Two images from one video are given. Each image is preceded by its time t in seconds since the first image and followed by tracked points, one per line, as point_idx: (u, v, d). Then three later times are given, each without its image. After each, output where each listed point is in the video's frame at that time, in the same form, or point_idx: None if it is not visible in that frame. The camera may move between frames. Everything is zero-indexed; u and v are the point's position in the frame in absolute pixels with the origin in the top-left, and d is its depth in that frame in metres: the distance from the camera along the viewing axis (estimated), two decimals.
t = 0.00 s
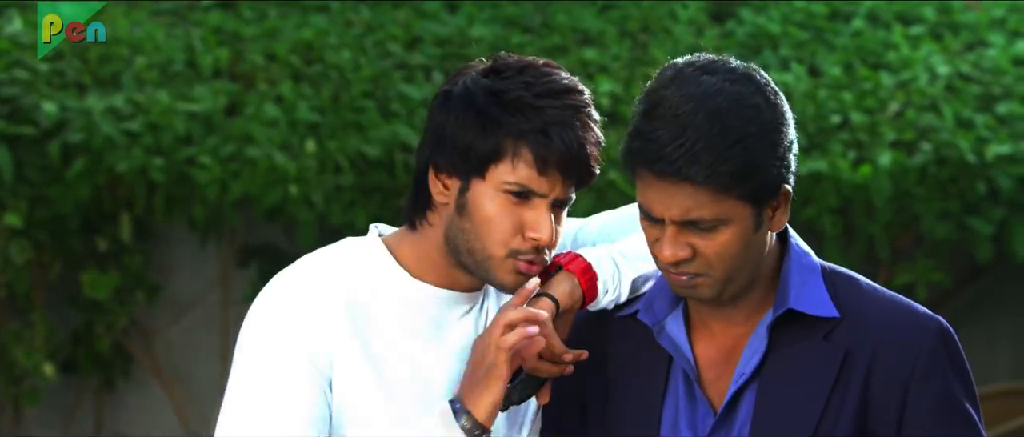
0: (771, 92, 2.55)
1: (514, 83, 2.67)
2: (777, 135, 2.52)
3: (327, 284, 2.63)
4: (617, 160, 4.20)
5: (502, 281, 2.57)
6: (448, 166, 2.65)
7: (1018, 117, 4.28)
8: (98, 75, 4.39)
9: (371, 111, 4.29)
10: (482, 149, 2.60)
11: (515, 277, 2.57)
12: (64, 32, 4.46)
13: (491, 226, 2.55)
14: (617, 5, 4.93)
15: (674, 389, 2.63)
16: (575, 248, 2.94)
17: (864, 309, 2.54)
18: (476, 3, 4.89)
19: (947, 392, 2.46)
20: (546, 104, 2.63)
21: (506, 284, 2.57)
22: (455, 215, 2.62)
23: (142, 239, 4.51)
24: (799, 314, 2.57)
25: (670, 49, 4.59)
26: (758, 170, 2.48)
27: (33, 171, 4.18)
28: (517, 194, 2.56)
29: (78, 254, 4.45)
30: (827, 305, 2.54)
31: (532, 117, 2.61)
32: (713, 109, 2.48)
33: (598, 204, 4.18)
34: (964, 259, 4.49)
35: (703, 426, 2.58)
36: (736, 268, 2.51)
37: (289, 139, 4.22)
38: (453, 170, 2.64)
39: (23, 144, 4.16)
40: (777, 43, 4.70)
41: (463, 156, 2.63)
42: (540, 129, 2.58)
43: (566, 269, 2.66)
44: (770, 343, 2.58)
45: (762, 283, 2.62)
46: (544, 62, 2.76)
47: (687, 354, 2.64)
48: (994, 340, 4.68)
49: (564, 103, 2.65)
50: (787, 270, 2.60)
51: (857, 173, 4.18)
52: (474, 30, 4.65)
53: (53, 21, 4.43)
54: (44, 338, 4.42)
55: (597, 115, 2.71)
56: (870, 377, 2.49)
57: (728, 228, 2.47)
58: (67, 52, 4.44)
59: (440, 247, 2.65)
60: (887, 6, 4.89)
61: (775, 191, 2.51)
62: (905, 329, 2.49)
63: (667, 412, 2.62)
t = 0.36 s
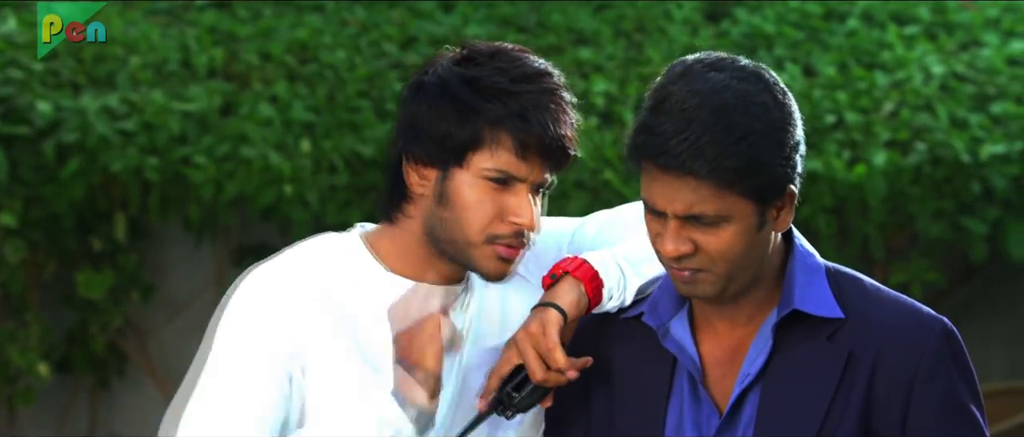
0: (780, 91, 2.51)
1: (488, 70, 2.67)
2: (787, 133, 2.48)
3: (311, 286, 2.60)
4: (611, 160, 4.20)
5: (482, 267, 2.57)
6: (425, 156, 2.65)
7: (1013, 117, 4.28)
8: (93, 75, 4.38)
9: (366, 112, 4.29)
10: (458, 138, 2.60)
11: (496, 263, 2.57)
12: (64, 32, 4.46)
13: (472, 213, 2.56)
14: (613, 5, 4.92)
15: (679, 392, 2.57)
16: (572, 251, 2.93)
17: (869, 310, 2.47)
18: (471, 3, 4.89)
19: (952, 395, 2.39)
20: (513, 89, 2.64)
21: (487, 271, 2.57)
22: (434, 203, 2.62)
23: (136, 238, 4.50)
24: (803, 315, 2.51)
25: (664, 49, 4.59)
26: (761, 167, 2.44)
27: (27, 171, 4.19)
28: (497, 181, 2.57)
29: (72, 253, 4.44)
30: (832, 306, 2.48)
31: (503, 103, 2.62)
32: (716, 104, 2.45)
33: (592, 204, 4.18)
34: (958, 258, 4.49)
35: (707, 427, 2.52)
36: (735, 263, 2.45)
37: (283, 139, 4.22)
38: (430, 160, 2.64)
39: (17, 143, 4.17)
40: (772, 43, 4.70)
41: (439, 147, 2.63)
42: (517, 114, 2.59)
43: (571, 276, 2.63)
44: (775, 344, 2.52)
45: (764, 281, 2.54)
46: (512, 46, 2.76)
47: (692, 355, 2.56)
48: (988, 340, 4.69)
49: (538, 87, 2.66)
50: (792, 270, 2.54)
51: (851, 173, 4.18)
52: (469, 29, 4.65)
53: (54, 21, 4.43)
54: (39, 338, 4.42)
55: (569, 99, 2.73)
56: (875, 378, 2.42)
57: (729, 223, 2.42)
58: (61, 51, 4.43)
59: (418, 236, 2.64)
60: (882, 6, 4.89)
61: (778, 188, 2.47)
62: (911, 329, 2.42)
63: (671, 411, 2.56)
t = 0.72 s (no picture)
0: (789, 83, 2.44)
1: (438, 68, 2.71)
2: (789, 119, 2.41)
3: (242, 282, 2.59)
4: (607, 160, 4.20)
5: (432, 266, 2.56)
6: (377, 156, 2.68)
7: (1009, 117, 4.28)
8: (89, 75, 4.38)
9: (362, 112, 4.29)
10: (410, 137, 2.62)
11: (449, 260, 2.56)
12: (64, 32, 4.45)
13: (423, 211, 2.56)
14: (609, 5, 4.92)
15: (674, 391, 2.48)
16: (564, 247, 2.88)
17: (865, 306, 2.41)
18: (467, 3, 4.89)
19: (950, 393, 2.33)
20: (463, 89, 2.66)
21: (439, 269, 2.56)
22: (387, 204, 2.63)
23: (133, 238, 4.51)
24: (796, 310, 2.44)
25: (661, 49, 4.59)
26: (746, 146, 2.40)
27: (23, 171, 4.19)
28: (449, 178, 2.58)
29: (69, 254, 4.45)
30: (825, 301, 2.41)
31: (452, 102, 2.64)
32: (704, 73, 2.40)
33: (589, 204, 4.18)
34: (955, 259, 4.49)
35: (703, 425, 2.43)
36: (708, 247, 2.43)
37: (280, 139, 4.23)
38: (383, 160, 2.66)
39: (13, 144, 4.16)
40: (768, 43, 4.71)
41: (391, 146, 2.65)
42: (469, 111, 2.61)
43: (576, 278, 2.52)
44: (767, 340, 2.45)
45: (754, 267, 2.47)
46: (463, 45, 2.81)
47: (688, 353, 2.48)
48: (984, 339, 4.70)
49: (488, 84, 2.69)
50: (784, 268, 2.47)
51: (848, 173, 4.17)
52: (466, 29, 4.64)
53: (53, 21, 4.42)
54: (35, 338, 4.41)
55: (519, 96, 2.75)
56: (870, 375, 2.36)
57: (702, 192, 2.40)
58: (57, 51, 4.42)
59: (370, 236, 2.65)
60: (878, 6, 4.90)
61: (766, 174, 2.42)
62: (908, 326, 2.36)
63: (669, 412, 2.46)
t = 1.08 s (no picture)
0: (776, 80, 2.47)
1: (408, 62, 2.58)
2: (777, 118, 2.44)
3: (225, 275, 2.52)
4: (607, 161, 4.19)
5: (420, 264, 2.50)
6: (356, 159, 2.56)
7: (1008, 118, 4.28)
8: (89, 76, 4.38)
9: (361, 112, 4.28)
10: (387, 134, 2.51)
11: (437, 258, 2.50)
12: (64, 32, 4.46)
13: (408, 209, 2.49)
14: (609, 6, 4.93)
15: (667, 393, 2.49)
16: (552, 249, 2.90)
17: (855, 306, 2.41)
18: (467, 3, 4.88)
19: (940, 393, 2.33)
20: (437, 82, 2.55)
21: (428, 267, 2.50)
22: (372, 206, 2.54)
23: (132, 239, 4.51)
24: (787, 311, 2.45)
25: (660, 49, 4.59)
26: (734, 149, 2.44)
27: (23, 172, 4.19)
28: (433, 174, 2.50)
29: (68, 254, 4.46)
30: (815, 301, 2.42)
31: (428, 92, 2.53)
32: (690, 76, 2.43)
33: (589, 205, 4.18)
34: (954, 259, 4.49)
35: (695, 427, 2.45)
36: (698, 248, 2.46)
37: (280, 140, 4.22)
38: (362, 161, 2.55)
39: (11, 144, 4.16)
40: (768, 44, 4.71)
41: (368, 145, 2.54)
42: (445, 102, 2.51)
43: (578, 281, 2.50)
44: (758, 340, 2.46)
45: (746, 268, 2.50)
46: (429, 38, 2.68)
47: (681, 356, 2.49)
48: (984, 340, 4.70)
49: (461, 74, 2.57)
50: (775, 268, 2.49)
51: (847, 174, 4.16)
52: (465, 31, 4.64)
53: (54, 21, 4.42)
54: (34, 338, 4.40)
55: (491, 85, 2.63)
56: (860, 376, 2.36)
57: (689, 194, 2.44)
58: (57, 52, 4.42)
59: (353, 240, 2.56)
60: (878, 6, 4.89)
61: (755, 177, 2.46)
62: (898, 325, 2.36)
63: (661, 417, 2.46)
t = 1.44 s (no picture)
0: (766, 83, 2.48)
1: (324, 42, 2.52)
2: (765, 121, 2.46)
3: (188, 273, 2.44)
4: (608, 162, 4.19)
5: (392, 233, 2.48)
6: (305, 150, 2.51)
7: (1009, 119, 4.28)
8: (89, 78, 4.38)
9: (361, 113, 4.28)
10: (333, 118, 2.48)
11: (407, 223, 2.49)
12: (64, 32, 4.41)
13: (371, 182, 2.47)
14: (609, 7, 4.93)
15: (658, 396, 2.53)
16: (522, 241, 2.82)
17: (843, 307, 2.44)
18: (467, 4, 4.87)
19: (931, 394, 2.33)
20: (366, 53, 2.50)
21: (402, 234, 2.48)
22: (331, 190, 2.51)
23: (133, 242, 4.51)
24: (775, 312, 2.48)
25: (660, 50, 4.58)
26: (721, 152, 2.45)
27: (23, 173, 4.19)
28: (386, 143, 2.50)
29: (69, 256, 4.46)
30: (803, 302, 2.45)
31: (359, 65, 2.49)
32: (677, 78, 2.45)
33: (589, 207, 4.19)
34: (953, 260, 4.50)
35: (685, 428, 2.48)
36: (682, 249, 2.48)
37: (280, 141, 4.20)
38: (312, 151, 2.50)
39: (11, 145, 4.16)
40: (768, 45, 4.71)
41: (314, 134, 2.49)
42: (378, 67, 2.49)
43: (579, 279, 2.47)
44: (747, 342, 2.49)
45: (732, 269, 2.52)
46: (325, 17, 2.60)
47: (671, 358, 2.53)
48: (983, 340, 4.71)
49: (374, 40, 2.53)
50: (762, 269, 2.51)
51: (846, 175, 4.16)
52: (465, 30, 4.54)
53: (54, 21, 4.35)
54: (34, 338, 4.41)
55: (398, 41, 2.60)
56: (850, 377, 2.37)
57: (674, 195, 2.47)
58: (56, 53, 4.42)
59: (312, 229, 2.52)
60: (879, 6, 4.89)
61: (741, 179, 2.47)
62: (887, 325, 2.37)
63: (652, 420, 2.51)
